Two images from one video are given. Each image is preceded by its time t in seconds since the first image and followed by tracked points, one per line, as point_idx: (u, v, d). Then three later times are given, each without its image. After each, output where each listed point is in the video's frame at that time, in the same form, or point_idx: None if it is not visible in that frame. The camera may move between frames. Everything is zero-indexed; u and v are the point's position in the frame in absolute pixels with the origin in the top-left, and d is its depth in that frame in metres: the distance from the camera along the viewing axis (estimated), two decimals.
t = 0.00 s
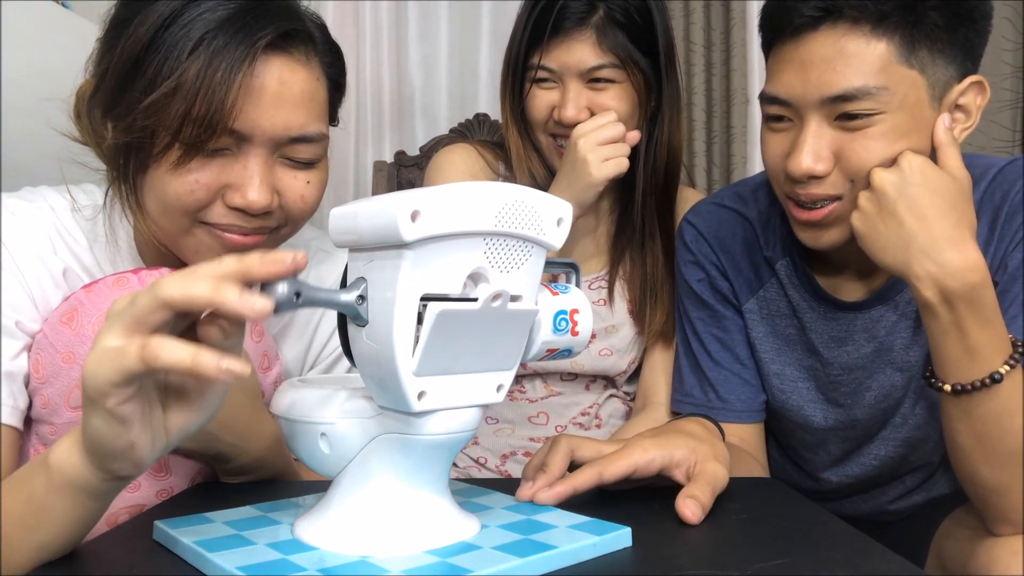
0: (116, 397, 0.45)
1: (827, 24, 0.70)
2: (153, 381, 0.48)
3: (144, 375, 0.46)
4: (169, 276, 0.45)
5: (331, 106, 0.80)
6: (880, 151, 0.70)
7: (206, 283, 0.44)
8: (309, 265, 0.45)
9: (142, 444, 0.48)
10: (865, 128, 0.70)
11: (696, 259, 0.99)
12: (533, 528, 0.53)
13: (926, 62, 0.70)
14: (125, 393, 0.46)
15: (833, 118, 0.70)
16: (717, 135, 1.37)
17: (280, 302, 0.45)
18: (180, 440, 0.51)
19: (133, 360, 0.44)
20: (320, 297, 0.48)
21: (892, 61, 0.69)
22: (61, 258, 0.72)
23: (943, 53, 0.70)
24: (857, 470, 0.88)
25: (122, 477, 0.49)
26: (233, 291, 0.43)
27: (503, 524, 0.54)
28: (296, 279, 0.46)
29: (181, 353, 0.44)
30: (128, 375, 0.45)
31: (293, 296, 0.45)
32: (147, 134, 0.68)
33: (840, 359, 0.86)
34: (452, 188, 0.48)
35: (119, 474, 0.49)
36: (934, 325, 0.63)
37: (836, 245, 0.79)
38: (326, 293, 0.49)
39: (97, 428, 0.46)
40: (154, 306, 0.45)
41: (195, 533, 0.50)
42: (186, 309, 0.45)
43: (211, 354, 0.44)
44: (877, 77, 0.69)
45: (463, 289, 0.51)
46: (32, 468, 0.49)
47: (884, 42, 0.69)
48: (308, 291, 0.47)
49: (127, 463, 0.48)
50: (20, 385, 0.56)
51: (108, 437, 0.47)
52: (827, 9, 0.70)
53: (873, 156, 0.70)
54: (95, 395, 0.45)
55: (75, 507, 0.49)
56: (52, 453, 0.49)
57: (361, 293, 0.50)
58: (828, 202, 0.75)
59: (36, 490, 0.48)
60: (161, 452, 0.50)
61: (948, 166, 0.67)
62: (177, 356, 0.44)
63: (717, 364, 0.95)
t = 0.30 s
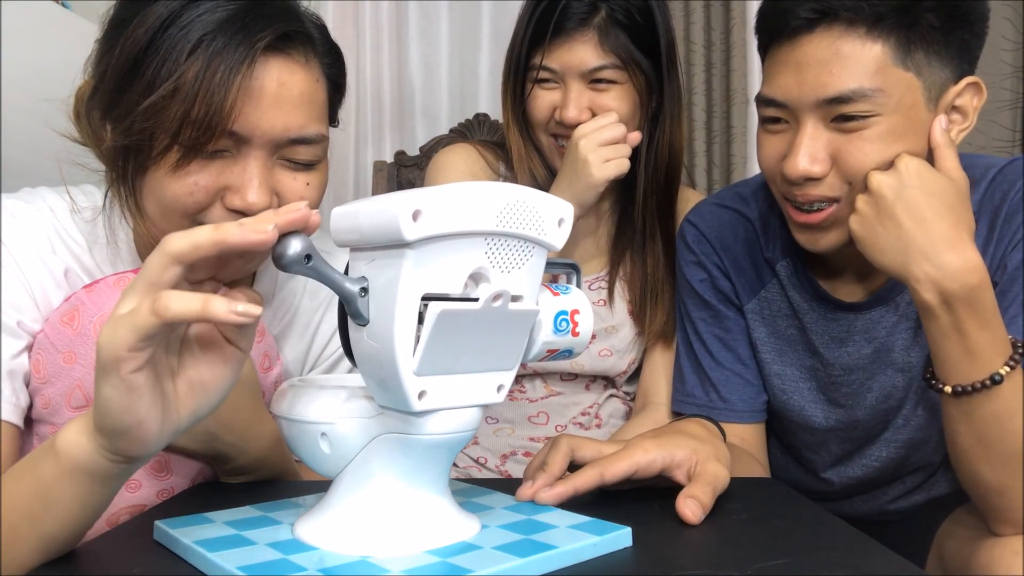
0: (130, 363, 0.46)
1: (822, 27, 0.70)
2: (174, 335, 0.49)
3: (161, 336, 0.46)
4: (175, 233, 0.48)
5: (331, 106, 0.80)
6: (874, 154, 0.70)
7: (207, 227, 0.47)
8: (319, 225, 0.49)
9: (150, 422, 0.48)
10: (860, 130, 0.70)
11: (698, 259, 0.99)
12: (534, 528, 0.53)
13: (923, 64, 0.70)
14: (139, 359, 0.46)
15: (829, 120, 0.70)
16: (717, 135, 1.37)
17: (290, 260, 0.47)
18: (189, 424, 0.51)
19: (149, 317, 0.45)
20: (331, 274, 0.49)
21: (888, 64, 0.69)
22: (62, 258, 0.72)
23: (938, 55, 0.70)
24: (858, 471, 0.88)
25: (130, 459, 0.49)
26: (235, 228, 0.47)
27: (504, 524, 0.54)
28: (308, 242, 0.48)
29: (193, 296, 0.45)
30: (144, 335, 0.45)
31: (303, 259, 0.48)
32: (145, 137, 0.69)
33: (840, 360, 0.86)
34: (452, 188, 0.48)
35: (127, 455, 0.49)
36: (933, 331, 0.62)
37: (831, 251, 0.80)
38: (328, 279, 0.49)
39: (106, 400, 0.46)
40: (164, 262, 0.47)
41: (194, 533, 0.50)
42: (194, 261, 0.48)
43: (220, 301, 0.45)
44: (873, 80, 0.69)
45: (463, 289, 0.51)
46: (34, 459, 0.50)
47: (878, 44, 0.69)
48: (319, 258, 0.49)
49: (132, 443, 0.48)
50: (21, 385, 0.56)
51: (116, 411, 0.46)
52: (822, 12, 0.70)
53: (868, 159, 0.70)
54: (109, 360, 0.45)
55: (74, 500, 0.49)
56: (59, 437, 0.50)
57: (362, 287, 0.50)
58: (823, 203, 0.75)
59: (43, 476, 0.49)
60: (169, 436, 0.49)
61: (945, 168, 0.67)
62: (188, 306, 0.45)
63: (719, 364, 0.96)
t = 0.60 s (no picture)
0: (132, 365, 0.46)
1: (817, 29, 0.70)
2: (176, 337, 0.49)
3: (162, 338, 0.46)
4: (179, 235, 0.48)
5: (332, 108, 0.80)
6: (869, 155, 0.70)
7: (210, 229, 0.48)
8: (322, 225, 0.50)
9: (152, 423, 0.48)
10: (856, 131, 0.70)
11: (697, 259, 0.99)
12: (533, 528, 0.53)
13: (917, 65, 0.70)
14: (141, 361, 0.46)
15: (824, 121, 0.70)
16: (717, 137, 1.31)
17: (290, 260, 0.47)
18: (190, 427, 0.51)
19: (150, 319, 0.45)
20: (331, 273, 0.49)
21: (883, 65, 0.69)
22: (62, 258, 0.72)
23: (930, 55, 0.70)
24: (858, 471, 0.88)
25: (132, 461, 0.49)
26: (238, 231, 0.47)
27: (504, 524, 0.54)
28: (308, 242, 0.48)
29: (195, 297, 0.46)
30: (145, 337, 0.46)
31: (303, 259, 0.47)
32: (145, 138, 0.68)
33: (840, 360, 0.86)
34: (452, 188, 0.48)
35: (130, 457, 0.49)
36: (934, 329, 0.63)
37: (830, 249, 0.80)
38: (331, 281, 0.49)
39: (108, 403, 0.46)
40: (166, 264, 0.48)
41: (195, 533, 0.50)
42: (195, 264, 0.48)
43: (223, 304, 0.46)
44: (868, 81, 0.68)
45: (464, 289, 0.51)
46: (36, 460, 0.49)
47: (874, 45, 0.69)
48: (319, 258, 0.48)
49: (135, 445, 0.48)
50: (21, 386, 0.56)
51: (118, 412, 0.46)
52: (816, 14, 0.70)
53: (867, 159, 0.70)
54: (111, 362, 0.45)
55: (76, 503, 0.49)
56: (61, 439, 0.50)
57: (362, 287, 0.50)
58: (819, 204, 0.75)
59: (45, 478, 0.48)
60: (171, 437, 0.50)
61: (942, 168, 0.67)
62: (189, 308, 0.45)
63: (718, 364, 0.96)
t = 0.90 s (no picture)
0: (133, 372, 0.46)
1: (818, 29, 0.70)
2: (177, 344, 0.49)
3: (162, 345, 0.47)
4: (182, 242, 0.48)
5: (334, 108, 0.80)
6: (871, 155, 0.70)
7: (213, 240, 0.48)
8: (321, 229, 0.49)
9: (152, 429, 0.48)
10: (857, 131, 0.69)
11: (698, 259, 0.99)
12: (533, 528, 0.53)
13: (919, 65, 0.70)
14: (141, 368, 0.46)
15: (825, 121, 0.70)
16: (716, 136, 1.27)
17: (290, 260, 0.47)
18: (192, 433, 0.51)
19: (150, 325, 0.46)
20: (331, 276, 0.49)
21: (884, 64, 0.69)
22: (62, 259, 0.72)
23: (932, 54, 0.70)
24: (858, 472, 0.88)
25: (133, 466, 0.49)
26: (242, 243, 0.47)
27: (504, 524, 0.54)
28: (308, 243, 0.48)
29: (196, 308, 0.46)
30: (145, 344, 0.46)
31: (303, 260, 0.47)
32: (148, 139, 0.68)
33: (840, 360, 0.86)
34: (452, 188, 0.48)
35: (131, 462, 0.49)
36: (933, 329, 0.62)
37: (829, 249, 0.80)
38: (332, 282, 0.49)
39: (109, 408, 0.47)
40: (167, 271, 0.48)
41: (195, 533, 0.50)
42: (195, 272, 0.49)
43: (224, 312, 0.46)
44: (869, 80, 0.68)
45: (464, 289, 0.51)
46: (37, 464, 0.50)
47: (875, 45, 0.69)
48: (319, 259, 0.48)
49: (136, 451, 0.48)
50: (20, 386, 0.56)
51: (120, 418, 0.47)
52: (818, 13, 0.70)
53: (867, 159, 0.70)
54: (112, 368, 0.46)
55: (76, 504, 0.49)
56: (62, 444, 0.50)
57: (362, 287, 0.50)
58: (824, 202, 0.75)
59: (45, 479, 0.49)
60: (173, 443, 0.50)
61: (943, 168, 0.67)
62: (190, 316, 0.45)
63: (719, 364, 0.95)
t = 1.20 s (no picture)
0: (100, 406, 0.46)
1: (814, 33, 0.70)
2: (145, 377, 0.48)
3: (129, 381, 0.46)
4: (165, 289, 0.46)
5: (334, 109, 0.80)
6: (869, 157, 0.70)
7: (204, 301, 0.45)
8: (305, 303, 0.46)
9: (127, 457, 0.48)
10: (854, 135, 0.69)
11: (699, 260, 0.99)
12: (533, 528, 0.53)
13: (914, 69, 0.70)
14: (108, 402, 0.46)
15: (822, 125, 0.70)
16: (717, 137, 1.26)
17: (280, 332, 0.46)
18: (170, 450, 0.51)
19: (116, 364, 0.45)
20: (319, 315, 0.48)
21: (881, 68, 0.69)
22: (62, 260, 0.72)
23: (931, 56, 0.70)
24: (857, 472, 0.88)
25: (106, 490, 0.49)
26: (227, 314, 0.44)
27: (504, 524, 0.54)
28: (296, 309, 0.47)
29: (164, 352, 0.44)
30: (111, 381, 0.45)
31: (294, 326, 0.46)
32: (147, 142, 0.69)
33: (841, 360, 0.86)
34: (451, 188, 0.48)
35: (106, 486, 0.49)
36: (933, 329, 0.63)
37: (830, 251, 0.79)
38: (322, 307, 0.49)
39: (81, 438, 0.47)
40: (144, 314, 0.46)
41: (194, 533, 0.50)
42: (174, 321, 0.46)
43: (195, 355, 0.44)
44: (867, 85, 0.68)
45: (463, 289, 0.51)
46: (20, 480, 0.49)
47: (872, 48, 0.69)
48: (308, 315, 0.48)
49: (112, 478, 0.48)
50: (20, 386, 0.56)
51: (93, 445, 0.47)
52: (814, 17, 0.70)
53: (866, 162, 0.70)
54: (80, 403, 0.45)
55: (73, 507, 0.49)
56: (38, 465, 0.49)
57: (360, 302, 0.50)
58: (823, 205, 0.75)
59: (43, 480, 0.49)
60: (150, 463, 0.50)
61: (943, 169, 0.68)
62: (161, 356, 0.44)
63: (719, 364, 0.95)
